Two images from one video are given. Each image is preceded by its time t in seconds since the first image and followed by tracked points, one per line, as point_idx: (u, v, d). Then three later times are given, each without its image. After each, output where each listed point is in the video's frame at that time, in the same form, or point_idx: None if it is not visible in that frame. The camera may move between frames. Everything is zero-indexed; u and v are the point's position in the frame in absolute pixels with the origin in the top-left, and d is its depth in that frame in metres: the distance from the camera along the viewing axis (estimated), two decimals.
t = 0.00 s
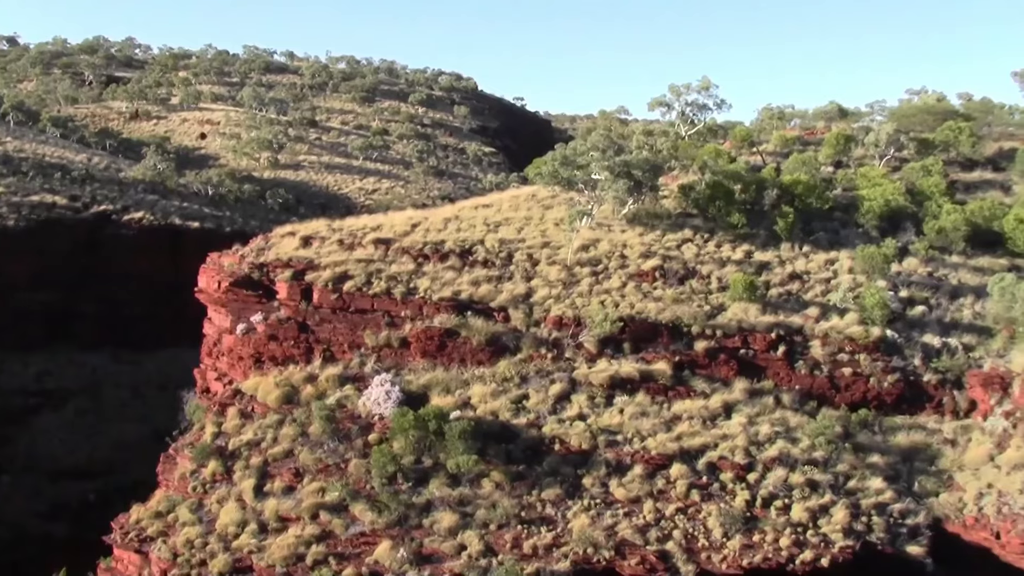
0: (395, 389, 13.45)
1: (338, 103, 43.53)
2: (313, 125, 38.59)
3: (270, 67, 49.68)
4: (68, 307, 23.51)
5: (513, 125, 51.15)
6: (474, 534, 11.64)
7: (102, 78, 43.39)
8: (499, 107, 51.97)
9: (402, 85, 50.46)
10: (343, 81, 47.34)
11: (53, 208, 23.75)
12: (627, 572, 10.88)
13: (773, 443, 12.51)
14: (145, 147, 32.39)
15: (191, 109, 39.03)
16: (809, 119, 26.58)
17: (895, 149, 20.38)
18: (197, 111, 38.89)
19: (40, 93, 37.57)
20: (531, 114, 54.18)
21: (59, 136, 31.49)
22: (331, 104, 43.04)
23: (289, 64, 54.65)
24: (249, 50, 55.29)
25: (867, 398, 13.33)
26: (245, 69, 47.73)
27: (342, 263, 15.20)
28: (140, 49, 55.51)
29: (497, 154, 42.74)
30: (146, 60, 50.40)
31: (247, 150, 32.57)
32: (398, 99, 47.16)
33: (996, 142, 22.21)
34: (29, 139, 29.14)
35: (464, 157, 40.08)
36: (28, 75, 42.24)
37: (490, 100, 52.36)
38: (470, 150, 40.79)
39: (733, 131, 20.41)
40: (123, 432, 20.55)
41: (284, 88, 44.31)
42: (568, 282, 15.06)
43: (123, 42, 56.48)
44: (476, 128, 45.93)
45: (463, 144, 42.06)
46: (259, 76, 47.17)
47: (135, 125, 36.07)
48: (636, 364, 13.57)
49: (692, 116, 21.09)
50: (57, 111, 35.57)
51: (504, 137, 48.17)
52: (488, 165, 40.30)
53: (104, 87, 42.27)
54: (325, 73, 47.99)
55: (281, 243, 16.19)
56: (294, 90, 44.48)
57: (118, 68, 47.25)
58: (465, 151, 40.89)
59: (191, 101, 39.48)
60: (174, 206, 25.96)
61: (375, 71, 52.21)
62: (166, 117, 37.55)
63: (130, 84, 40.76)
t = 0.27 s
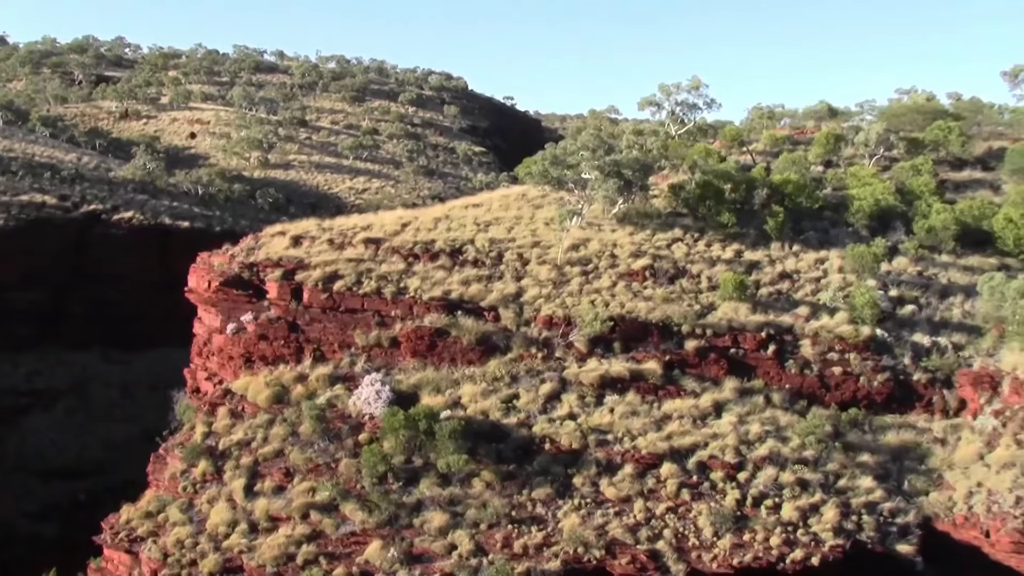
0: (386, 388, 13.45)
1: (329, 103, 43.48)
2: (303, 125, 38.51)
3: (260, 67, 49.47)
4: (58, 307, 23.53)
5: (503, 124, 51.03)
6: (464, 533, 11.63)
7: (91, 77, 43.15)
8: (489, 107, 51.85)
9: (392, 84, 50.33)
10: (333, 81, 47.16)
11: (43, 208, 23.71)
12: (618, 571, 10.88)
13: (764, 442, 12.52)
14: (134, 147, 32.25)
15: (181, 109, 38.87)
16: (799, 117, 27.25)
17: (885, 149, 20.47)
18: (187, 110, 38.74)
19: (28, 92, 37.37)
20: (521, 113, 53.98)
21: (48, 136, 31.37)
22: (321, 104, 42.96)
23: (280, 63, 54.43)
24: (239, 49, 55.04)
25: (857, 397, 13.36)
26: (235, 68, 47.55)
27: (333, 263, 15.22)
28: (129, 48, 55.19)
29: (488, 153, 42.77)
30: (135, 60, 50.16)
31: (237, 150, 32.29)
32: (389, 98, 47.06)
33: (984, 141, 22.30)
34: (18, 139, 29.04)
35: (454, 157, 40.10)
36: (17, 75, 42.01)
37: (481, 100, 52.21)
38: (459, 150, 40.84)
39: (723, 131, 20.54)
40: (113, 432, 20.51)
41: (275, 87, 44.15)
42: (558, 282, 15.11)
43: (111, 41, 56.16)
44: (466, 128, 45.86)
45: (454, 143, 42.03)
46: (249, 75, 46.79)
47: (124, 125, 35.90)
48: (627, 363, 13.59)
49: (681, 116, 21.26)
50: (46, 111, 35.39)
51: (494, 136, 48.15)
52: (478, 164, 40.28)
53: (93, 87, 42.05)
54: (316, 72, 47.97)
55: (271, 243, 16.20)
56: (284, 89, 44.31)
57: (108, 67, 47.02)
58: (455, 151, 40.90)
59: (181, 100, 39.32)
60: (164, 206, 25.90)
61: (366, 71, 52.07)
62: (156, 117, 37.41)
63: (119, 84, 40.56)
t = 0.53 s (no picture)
0: (379, 387, 13.45)
1: (322, 102, 43.46)
2: (297, 124, 38.45)
3: (253, 66, 49.31)
4: (53, 307, 23.52)
5: (497, 122, 50.94)
6: (458, 532, 11.61)
7: (84, 76, 42.98)
8: (483, 106, 51.74)
9: (385, 83, 50.27)
10: (326, 79, 47.14)
11: (36, 207, 23.59)
12: (611, 570, 10.87)
13: (757, 441, 12.53)
14: (127, 146, 32.17)
15: (174, 108, 38.78)
16: (792, 117, 28.15)
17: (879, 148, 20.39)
18: (180, 109, 38.65)
19: (20, 91, 37.25)
20: (515, 111, 53.85)
21: (41, 135, 31.28)
22: (315, 103, 42.94)
23: (273, 61, 54.31)
24: (233, 48, 54.90)
25: (851, 395, 13.38)
26: (228, 67, 47.43)
27: (326, 262, 15.23)
28: (122, 48, 55.03)
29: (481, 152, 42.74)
30: (128, 59, 50.03)
31: (230, 149, 32.16)
32: (382, 97, 47.02)
33: (977, 140, 22.36)
34: (11, 138, 28.95)
35: (448, 155, 40.08)
36: (9, 74, 41.86)
37: (474, 99, 52.09)
38: (453, 148, 40.78)
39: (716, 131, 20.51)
40: (107, 432, 20.46)
41: (268, 86, 44.06)
42: (552, 281, 15.15)
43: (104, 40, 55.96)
44: (459, 126, 45.81)
45: (447, 142, 42.03)
46: (242, 74, 46.67)
47: (118, 124, 35.79)
48: (620, 362, 13.60)
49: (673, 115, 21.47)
50: (38, 109, 35.26)
51: (487, 135, 48.08)
52: (471, 163, 40.29)
53: (86, 85, 41.90)
54: (309, 71, 47.92)
55: (265, 242, 16.21)
56: (277, 88, 44.19)
57: (101, 66, 46.87)
58: (448, 149, 40.85)
59: (174, 99, 39.22)
60: (157, 205, 25.81)
61: (359, 70, 52.00)
62: (149, 116, 37.31)
63: (112, 83, 40.43)
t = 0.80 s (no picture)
0: (373, 387, 13.45)
1: (316, 101, 43.45)
2: (291, 123, 38.43)
3: (247, 65, 49.26)
4: (46, 306, 23.48)
5: (491, 122, 50.92)
6: (452, 531, 11.60)
7: (78, 75, 42.87)
8: (477, 105, 51.76)
9: (379, 82, 50.22)
10: (320, 79, 47.13)
11: (29, 206, 23.58)
12: (605, 569, 10.86)
13: (751, 440, 12.54)
14: (121, 145, 32.13)
15: (167, 108, 38.73)
16: (786, 117, 28.21)
17: (873, 147, 20.50)
18: (174, 109, 38.60)
19: (13, 91, 37.15)
20: (509, 110, 53.90)
21: (34, 135, 31.22)
22: (308, 103, 42.95)
23: (267, 61, 54.24)
24: (227, 48, 54.80)
25: (844, 395, 13.41)
26: (222, 66, 47.37)
27: (320, 261, 15.24)
28: (116, 47, 54.95)
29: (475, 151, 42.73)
30: (122, 58, 49.96)
31: (224, 149, 32.13)
32: (376, 97, 47.01)
33: (970, 140, 22.39)
34: (4, 138, 28.90)
35: (442, 155, 40.08)
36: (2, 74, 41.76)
37: (468, 98, 52.11)
38: (447, 148, 40.76)
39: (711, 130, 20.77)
40: (99, 431, 20.42)
41: (262, 85, 44.01)
42: (546, 280, 15.16)
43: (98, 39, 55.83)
44: (453, 125, 45.78)
45: (441, 141, 42.03)
46: (237, 74, 46.62)
47: (111, 123, 35.74)
48: (614, 361, 13.62)
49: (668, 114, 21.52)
50: (31, 109, 35.18)
51: (481, 134, 48.05)
52: (466, 163, 40.31)
53: (79, 85, 41.81)
54: (303, 71, 47.90)
55: (259, 241, 16.22)
56: (271, 87, 44.12)
57: (94, 66, 46.77)
58: (442, 149, 40.83)
59: (167, 99, 39.18)
60: (151, 204, 25.80)
61: (353, 69, 51.96)
62: (142, 115, 37.26)
63: (105, 83, 40.36)
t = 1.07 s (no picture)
0: (366, 386, 13.44)
1: (308, 101, 43.42)
2: (283, 123, 38.37)
3: (239, 65, 49.15)
4: (37, 305, 23.46)
5: (484, 122, 50.88)
6: (445, 531, 11.58)
7: (69, 75, 42.70)
8: (470, 105, 51.72)
9: (372, 82, 50.17)
10: (313, 78, 47.08)
11: (20, 207, 23.49)
12: (599, 568, 10.86)
13: (744, 439, 12.56)
14: (113, 145, 32.04)
15: (159, 107, 38.65)
16: (778, 116, 28.17)
17: (865, 147, 20.56)
18: (165, 108, 38.52)
19: (4, 90, 37.00)
20: (501, 110, 53.87)
21: (25, 134, 31.12)
22: (301, 102, 42.92)
23: (259, 60, 54.11)
24: (218, 47, 54.63)
25: (837, 394, 13.43)
26: (214, 66, 47.27)
27: (312, 261, 15.23)
28: (108, 47, 54.75)
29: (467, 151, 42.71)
30: (113, 58, 49.79)
31: (216, 148, 32.07)
32: (369, 96, 46.96)
33: (962, 139, 22.42)
34: None
35: (434, 154, 40.05)
36: None
37: (461, 98, 52.08)
38: (440, 147, 40.73)
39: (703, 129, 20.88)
40: (91, 431, 20.35)
41: (254, 85, 43.93)
42: (538, 280, 15.17)
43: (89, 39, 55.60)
44: (446, 125, 45.75)
45: (434, 140, 42.01)
46: (229, 74, 46.53)
47: (103, 123, 35.64)
48: (607, 361, 13.63)
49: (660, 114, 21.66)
50: (22, 108, 35.04)
51: (474, 134, 48.01)
52: (458, 162, 40.31)
53: (71, 84, 41.65)
54: (296, 70, 47.85)
55: (251, 241, 16.21)
56: (263, 87, 44.02)
57: (86, 65, 46.62)
58: (435, 148, 40.79)
59: (159, 98, 39.09)
60: (144, 204, 25.76)
61: (346, 69, 51.88)
62: (134, 115, 37.16)
63: (97, 82, 40.22)
